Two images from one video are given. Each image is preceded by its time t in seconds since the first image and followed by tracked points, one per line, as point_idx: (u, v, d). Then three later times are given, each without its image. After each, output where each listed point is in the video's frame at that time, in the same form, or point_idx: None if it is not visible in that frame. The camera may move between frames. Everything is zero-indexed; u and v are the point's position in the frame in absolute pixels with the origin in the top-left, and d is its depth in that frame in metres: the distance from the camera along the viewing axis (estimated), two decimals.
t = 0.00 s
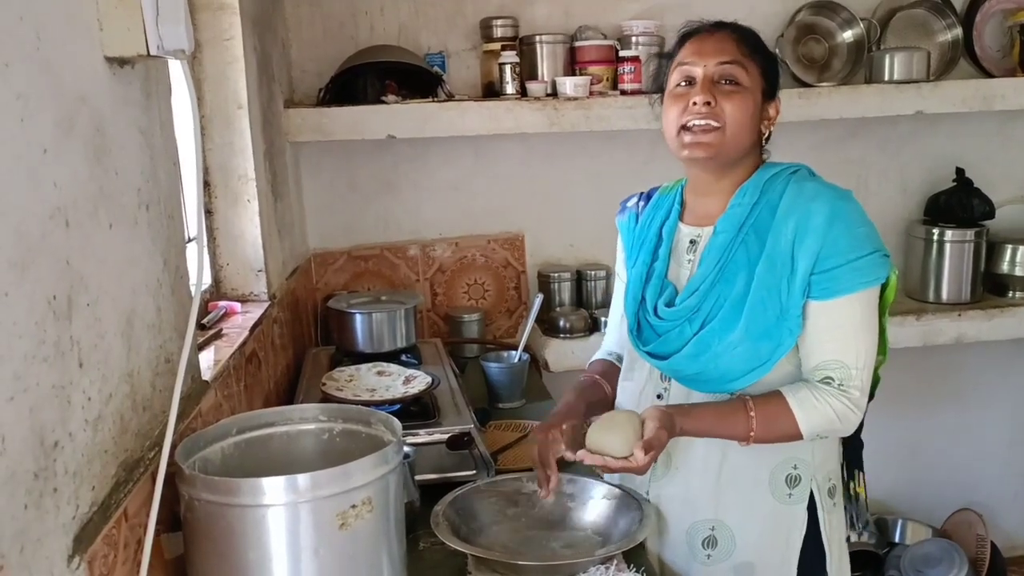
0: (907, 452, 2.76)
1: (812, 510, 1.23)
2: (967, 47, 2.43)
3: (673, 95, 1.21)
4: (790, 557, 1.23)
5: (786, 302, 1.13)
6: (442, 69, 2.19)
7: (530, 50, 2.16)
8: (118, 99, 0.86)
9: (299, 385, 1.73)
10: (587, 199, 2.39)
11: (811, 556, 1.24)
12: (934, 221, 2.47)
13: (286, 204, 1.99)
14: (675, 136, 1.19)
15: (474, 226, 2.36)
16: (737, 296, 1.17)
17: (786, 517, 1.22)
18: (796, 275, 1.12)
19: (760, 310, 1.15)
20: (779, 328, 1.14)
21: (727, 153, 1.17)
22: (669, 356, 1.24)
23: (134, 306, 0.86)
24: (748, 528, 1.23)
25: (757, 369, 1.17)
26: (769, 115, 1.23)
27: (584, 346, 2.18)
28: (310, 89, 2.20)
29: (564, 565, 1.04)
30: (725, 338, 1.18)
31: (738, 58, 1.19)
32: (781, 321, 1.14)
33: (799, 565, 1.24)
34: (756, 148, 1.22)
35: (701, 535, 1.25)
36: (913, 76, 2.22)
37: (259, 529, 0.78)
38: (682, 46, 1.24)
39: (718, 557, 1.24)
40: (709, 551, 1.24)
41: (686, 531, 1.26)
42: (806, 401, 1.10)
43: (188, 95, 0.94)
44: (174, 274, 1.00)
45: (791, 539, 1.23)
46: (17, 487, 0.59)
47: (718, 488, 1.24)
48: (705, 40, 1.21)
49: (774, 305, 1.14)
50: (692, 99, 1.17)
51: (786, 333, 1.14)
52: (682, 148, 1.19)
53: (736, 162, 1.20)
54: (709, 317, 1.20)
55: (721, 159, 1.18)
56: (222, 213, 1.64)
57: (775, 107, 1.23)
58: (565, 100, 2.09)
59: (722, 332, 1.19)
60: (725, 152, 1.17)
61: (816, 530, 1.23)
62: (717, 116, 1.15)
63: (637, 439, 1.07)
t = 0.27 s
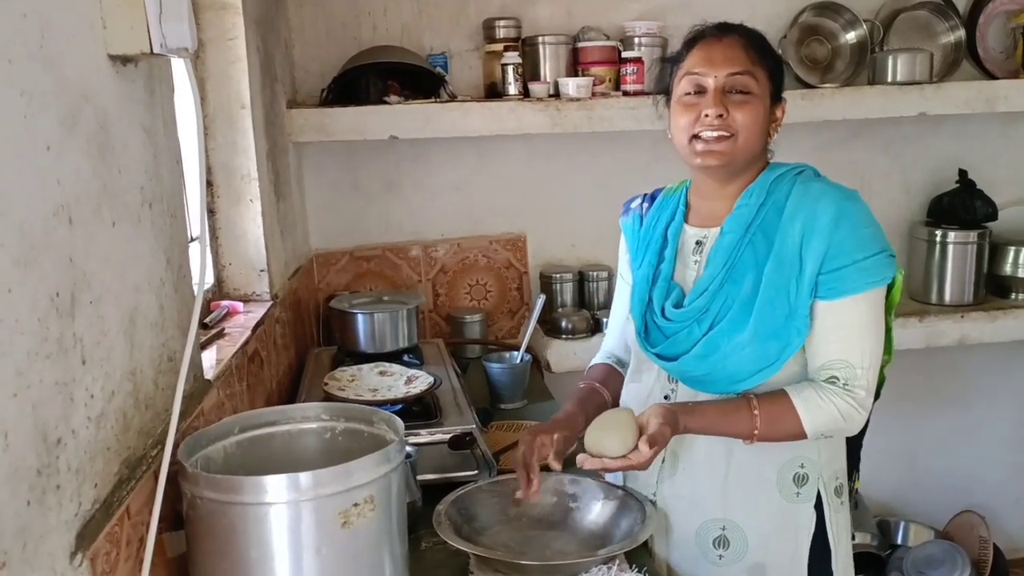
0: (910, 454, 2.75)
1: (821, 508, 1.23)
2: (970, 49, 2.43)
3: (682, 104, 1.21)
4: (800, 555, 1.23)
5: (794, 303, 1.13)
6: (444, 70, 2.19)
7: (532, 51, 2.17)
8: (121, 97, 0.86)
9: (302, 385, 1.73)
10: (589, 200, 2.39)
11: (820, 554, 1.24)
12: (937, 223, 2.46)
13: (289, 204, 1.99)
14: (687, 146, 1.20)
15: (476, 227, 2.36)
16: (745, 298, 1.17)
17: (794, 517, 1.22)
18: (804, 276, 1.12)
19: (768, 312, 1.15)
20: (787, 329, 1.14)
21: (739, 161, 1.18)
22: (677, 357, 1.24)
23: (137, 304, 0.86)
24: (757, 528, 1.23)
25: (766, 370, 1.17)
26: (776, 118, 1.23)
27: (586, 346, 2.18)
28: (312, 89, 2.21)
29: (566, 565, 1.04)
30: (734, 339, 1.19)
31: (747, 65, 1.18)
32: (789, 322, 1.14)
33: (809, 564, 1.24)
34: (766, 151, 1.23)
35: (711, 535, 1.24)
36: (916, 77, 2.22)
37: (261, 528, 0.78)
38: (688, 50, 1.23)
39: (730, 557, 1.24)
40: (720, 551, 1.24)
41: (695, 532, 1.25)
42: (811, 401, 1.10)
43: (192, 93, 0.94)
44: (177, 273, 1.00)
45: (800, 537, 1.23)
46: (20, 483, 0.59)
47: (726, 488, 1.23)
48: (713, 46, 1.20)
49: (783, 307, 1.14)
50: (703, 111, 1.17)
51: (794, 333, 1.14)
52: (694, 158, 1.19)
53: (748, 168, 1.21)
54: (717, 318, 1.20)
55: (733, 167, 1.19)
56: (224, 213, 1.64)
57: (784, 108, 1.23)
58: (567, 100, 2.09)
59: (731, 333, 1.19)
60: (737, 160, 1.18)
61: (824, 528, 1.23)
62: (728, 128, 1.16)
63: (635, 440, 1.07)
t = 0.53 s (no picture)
0: (915, 454, 2.75)
1: (829, 507, 1.23)
2: (975, 49, 2.43)
3: (685, 106, 1.21)
4: (810, 555, 1.23)
5: (800, 303, 1.13)
6: (449, 71, 2.19)
7: (537, 52, 2.17)
8: (130, 99, 0.86)
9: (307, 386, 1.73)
10: (593, 201, 2.39)
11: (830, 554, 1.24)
12: (942, 223, 2.46)
13: (294, 205, 1.99)
14: (691, 148, 1.20)
15: (480, 227, 2.36)
16: (752, 298, 1.17)
17: (803, 517, 1.22)
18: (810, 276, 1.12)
19: (774, 311, 1.15)
20: (794, 329, 1.14)
21: (744, 161, 1.18)
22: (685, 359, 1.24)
23: (146, 305, 0.86)
24: (767, 528, 1.22)
25: (772, 369, 1.17)
26: (780, 118, 1.23)
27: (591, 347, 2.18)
28: (317, 90, 2.21)
29: (572, 566, 1.04)
30: (740, 339, 1.18)
31: (750, 66, 1.18)
32: (795, 322, 1.14)
33: (819, 564, 1.24)
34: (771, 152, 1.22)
35: (722, 536, 1.25)
36: (921, 78, 2.21)
37: (269, 529, 0.78)
38: (692, 53, 1.23)
39: (742, 558, 1.24)
40: (731, 552, 1.24)
41: (706, 533, 1.26)
42: (810, 402, 1.09)
43: (199, 95, 0.94)
44: (185, 274, 1.01)
45: (810, 537, 1.23)
46: (31, 485, 0.60)
47: (733, 489, 1.23)
48: (714, 48, 1.20)
49: (789, 306, 1.14)
50: (707, 112, 1.16)
51: (799, 333, 1.13)
52: (698, 159, 1.19)
53: (753, 168, 1.20)
54: (724, 318, 1.20)
55: (737, 166, 1.18)
56: (230, 214, 1.64)
57: (788, 107, 1.23)
58: (572, 101, 2.09)
59: (737, 333, 1.19)
60: (740, 159, 1.17)
61: (833, 528, 1.23)
62: (730, 131, 1.16)
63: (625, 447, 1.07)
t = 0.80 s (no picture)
0: (916, 456, 2.75)
1: (825, 508, 1.23)
2: (976, 51, 2.43)
3: (685, 103, 1.21)
4: (808, 556, 1.23)
5: (795, 306, 1.13)
6: (450, 73, 2.20)
7: (537, 54, 2.17)
8: (130, 103, 0.86)
9: (308, 388, 1.73)
10: (594, 203, 2.39)
11: (826, 556, 1.24)
12: (943, 225, 2.46)
13: (295, 207, 2.00)
14: (688, 144, 1.20)
15: (481, 230, 2.36)
16: (748, 301, 1.17)
17: (800, 519, 1.22)
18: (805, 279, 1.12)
19: (769, 315, 1.15)
20: (789, 332, 1.14)
21: (740, 160, 1.18)
22: (683, 363, 1.25)
23: (145, 308, 0.86)
24: (765, 531, 1.22)
25: (767, 372, 1.17)
26: (779, 121, 1.23)
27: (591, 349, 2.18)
28: (318, 93, 2.21)
29: (572, 569, 1.04)
30: (736, 342, 1.18)
31: (751, 66, 1.18)
32: (790, 325, 1.14)
33: (816, 565, 1.24)
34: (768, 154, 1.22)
35: (719, 539, 1.25)
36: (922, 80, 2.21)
37: (268, 532, 0.78)
38: (693, 53, 1.24)
39: (739, 561, 1.24)
40: (729, 555, 1.24)
41: (703, 536, 1.25)
42: (803, 407, 1.10)
43: (199, 99, 0.94)
44: (185, 277, 1.01)
45: (807, 539, 1.23)
46: (31, 489, 0.60)
47: (731, 491, 1.23)
48: (717, 47, 1.20)
49: (784, 309, 1.14)
50: (706, 108, 1.16)
51: (795, 336, 1.14)
52: (695, 155, 1.19)
53: (748, 169, 1.20)
54: (720, 322, 1.20)
55: (735, 166, 1.18)
56: (231, 217, 1.65)
57: (786, 112, 1.23)
58: (573, 104, 2.10)
59: (733, 336, 1.19)
60: (738, 159, 1.18)
61: (830, 530, 1.23)
62: (730, 126, 1.15)
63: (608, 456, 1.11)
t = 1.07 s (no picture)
0: (915, 458, 2.74)
1: (822, 512, 1.23)
2: (974, 52, 2.43)
3: (680, 105, 1.21)
4: (803, 560, 1.23)
5: (785, 307, 1.13)
6: (448, 76, 2.20)
7: (535, 57, 2.17)
8: (124, 108, 0.86)
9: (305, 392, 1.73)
10: (593, 206, 2.39)
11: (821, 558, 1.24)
12: (941, 226, 2.46)
13: (293, 211, 2.00)
14: (682, 145, 1.19)
15: (480, 232, 2.36)
16: (739, 303, 1.17)
17: (796, 521, 1.22)
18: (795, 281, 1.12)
19: (759, 316, 1.15)
20: (779, 333, 1.14)
21: (735, 161, 1.18)
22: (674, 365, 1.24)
23: (140, 313, 0.86)
24: (760, 533, 1.22)
25: (758, 373, 1.17)
26: (772, 124, 1.23)
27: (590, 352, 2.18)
28: (316, 96, 2.21)
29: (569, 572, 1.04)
30: (727, 344, 1.18)
31: (745, 68, 1.19)
32: (780, 326, 1.14)
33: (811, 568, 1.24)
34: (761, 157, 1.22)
35: (715, 541, 1.24)
36: (920, 81, 2.21)
37: (263, 536, 0.78)
38: (687, 55, 1.24)
39: (734, 563, 1.24)
40: (724, 557, 1.24)
41: (699, 538, 1.25)
42: (786, 400, 1.10)
43: (194, 103, 0.94)
44: (180, 281, 1.01)
45: (803, 542, 1.23)
46: (23, 494, 0.60)
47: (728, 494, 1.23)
48: (711, 49, 1.21)
49: (774, 310, 1.14)
50: (701, 109, 1.17)
51: (784, 337, 1.14)
52: (689, 156, 1.19)
53: (743, 171, 1.20)
54: (711, 324, 1.20)
55: (728, 168, 1.18)
56: (228, 220, 1.65)
57: (779, 115, 1.24)
58: (570, 106, 2.10)
59: (724, 338, 1.19)
60: (732, 161, 1.17)
61: (825, 532, 1.23)
62: (725, 127, 1.15)
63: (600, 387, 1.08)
